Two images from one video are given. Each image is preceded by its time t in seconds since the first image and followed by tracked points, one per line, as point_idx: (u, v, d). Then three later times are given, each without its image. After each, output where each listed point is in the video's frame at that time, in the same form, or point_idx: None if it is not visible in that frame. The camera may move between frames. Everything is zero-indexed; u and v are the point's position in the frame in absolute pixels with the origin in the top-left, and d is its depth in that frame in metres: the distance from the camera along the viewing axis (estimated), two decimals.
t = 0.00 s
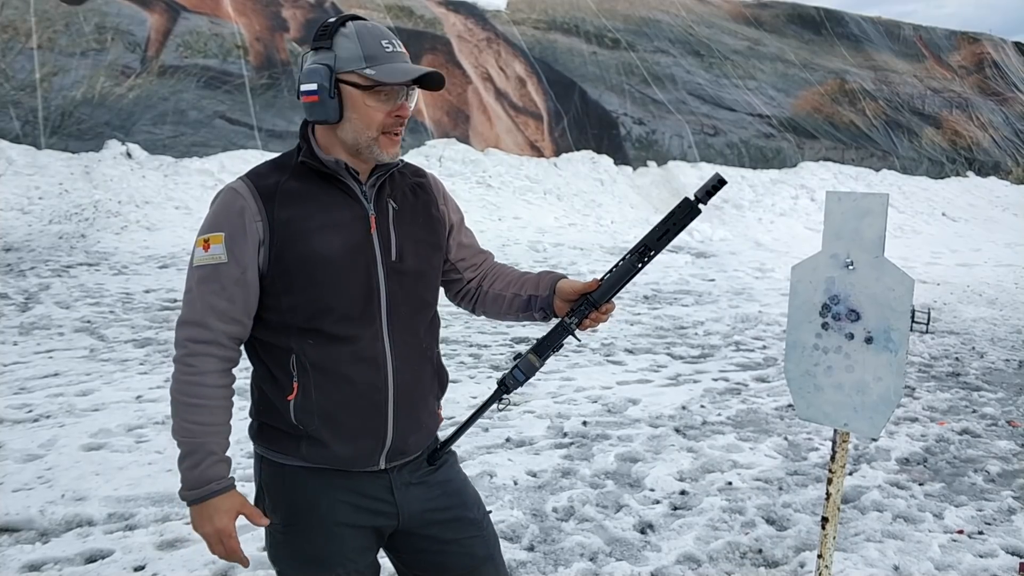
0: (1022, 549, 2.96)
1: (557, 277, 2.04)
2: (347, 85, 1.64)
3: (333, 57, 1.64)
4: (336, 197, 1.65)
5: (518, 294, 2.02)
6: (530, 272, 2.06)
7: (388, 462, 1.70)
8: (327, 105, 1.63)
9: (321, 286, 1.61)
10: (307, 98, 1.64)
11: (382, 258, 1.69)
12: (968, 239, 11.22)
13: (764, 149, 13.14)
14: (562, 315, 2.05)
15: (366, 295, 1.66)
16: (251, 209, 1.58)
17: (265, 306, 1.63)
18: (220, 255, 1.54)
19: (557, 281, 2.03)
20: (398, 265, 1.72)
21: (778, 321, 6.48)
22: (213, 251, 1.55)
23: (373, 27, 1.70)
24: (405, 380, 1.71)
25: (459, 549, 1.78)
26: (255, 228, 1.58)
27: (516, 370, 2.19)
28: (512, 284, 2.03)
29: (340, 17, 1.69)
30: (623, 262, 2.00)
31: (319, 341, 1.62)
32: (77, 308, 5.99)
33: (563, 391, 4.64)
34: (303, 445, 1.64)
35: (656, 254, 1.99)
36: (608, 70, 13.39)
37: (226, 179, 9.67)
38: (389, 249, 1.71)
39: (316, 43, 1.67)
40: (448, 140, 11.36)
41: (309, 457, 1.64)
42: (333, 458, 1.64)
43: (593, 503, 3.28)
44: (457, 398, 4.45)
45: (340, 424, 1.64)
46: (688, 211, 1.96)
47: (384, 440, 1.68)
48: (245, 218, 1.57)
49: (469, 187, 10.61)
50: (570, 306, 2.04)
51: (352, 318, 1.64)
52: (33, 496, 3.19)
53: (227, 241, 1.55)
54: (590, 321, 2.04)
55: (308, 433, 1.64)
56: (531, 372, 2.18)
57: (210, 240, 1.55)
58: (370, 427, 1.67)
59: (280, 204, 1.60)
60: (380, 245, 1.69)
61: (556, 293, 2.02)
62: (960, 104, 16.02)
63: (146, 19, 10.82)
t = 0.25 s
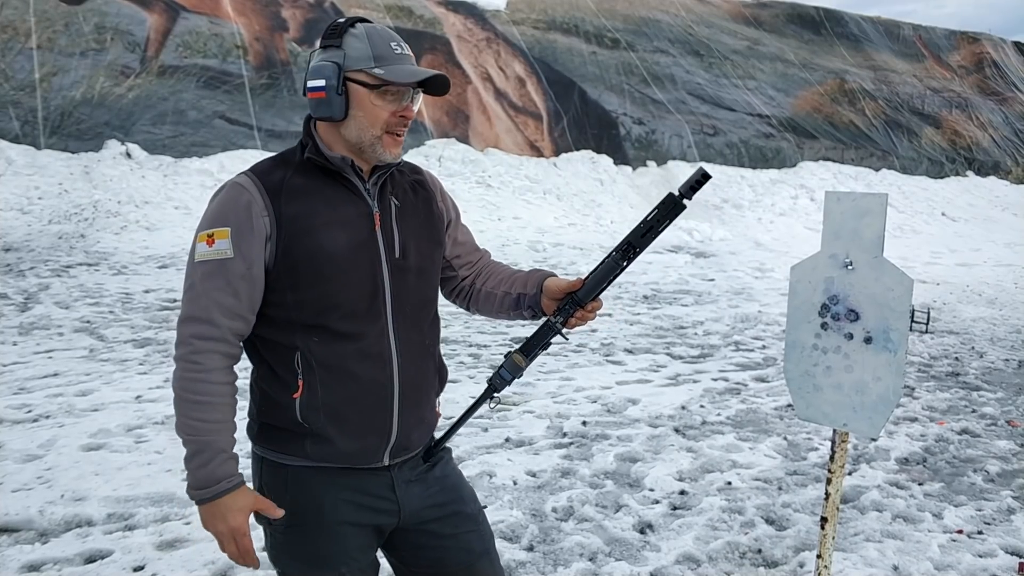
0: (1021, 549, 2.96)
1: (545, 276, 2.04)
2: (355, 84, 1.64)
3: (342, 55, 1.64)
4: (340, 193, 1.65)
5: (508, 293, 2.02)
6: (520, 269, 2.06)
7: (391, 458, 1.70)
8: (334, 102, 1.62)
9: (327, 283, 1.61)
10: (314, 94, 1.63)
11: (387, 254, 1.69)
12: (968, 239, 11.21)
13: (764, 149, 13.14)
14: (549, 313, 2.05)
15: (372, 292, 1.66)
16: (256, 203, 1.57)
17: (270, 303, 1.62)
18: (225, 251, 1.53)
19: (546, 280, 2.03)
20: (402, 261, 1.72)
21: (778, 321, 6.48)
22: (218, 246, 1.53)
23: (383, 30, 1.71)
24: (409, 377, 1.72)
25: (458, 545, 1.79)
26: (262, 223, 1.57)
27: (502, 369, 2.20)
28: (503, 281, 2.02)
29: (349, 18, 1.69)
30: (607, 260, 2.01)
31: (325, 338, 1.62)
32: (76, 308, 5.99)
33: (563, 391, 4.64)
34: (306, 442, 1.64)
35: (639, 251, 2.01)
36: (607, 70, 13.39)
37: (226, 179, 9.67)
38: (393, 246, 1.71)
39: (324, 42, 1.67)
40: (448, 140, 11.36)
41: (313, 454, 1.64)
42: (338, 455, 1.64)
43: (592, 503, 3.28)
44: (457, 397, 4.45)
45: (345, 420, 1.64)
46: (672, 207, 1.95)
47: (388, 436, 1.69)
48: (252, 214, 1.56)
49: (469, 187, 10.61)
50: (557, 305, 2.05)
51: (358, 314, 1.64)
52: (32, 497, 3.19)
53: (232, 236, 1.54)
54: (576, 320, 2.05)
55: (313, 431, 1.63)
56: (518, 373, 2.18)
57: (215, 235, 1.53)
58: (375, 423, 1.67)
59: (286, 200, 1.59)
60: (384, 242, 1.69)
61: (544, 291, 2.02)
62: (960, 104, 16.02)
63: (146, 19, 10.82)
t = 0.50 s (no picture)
0: (1021, 549, 2.96)
1: (543, 280, 2.03)
2: (351, 81, 1.63)
3: (341, 52, 1.64)
4: (341, 189, 1.65)
5: (505, 295, 2.01)
6: (518, 272, 2.05)
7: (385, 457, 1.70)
8: (329, 98, 1.62)
9: (329, 275, 1.59)
10: (310, 89, 1.62)
11: (387, 252, 1.69)
12: (968, 239, 11.21)
13: (764, 149, 13.13)
14: (545, 319, 2.04)
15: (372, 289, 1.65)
16: (264, 194, 1.55)
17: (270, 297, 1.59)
18: (237, 238, 1.48)
19: (544, 284, 2.02)
20: (402, 259, 1.72)
21: (778, 321, 6.48)
22: (228, 235, 1.48)
23: (385, 30, 1.71)
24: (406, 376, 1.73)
25: (450, 543, 1.80)
26: (269, 213, 1.54)
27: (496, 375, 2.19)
28: (501, 283, 2.02)
29: (352, 17, 1.69)
30: (605, 271, 2.01)
31: (326, 334, 1.61)
32: (76, 308, 5.99)
33: (562, 391, 4.64)
34: (301, 440, 1.62)
35: (638, 263, 2.02)
36: (607, 70, 13.39)
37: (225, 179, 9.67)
38: (393, 243, 1.71)
39: (325, 39, 1.67)
40: (448, 140, 11.36)
41: (308, 453, 1.62)
42: (335, 453, 1.63)
43: (592, 503, 3.28)
44: (456, 398, 4.45)
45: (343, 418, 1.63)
46: (672, 219, 1.95)
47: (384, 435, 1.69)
48: (260, 204, 1.53)
49: (469, 187, 10.61)
50: (554, 312, 2.04)
51: (359, 311, 1.63)
52: (32, 497, 3.19)
53: (243, 223, 1.49)
54: (571, 329, 2.06)
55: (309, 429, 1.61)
56: (511, 379, 2.18)
57: (224, 225, 1.49)
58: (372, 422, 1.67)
59: (292, 193, 1.57)
60: (384, 239, 1.69)
61: (541, 295, 2.01)
62: (960, 104, 16.02)
63: (146, 19, 10.82)
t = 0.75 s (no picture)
0: (1021, 549, 2.96)
1: (536, 281, 2.03)
2: (348, 81, 1.61)
3: (339, 53, 1.62)
4: (343, 190, 1.66)
5: (497, 297, 2.01)
6: (510, 275, 2.06)
7: (381, 458, 1.71)
8: (327, 99, 1.60)
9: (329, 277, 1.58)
10: (308, 89, 1.61)
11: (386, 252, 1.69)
12: (968, 238, 11.21)
13: (764, 149, 13.13)
14: (538, 320, 2.03)
15: (370, 288, 1.66)
16: (280, 189, 1.55)
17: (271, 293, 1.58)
18: (273, 213, 1.45)
19: (536, 285, 2.02)
20: (400, 261, 1.73)
21: (777, 321, 6.49)
22: (262, 212, 1.44)
23: (385, 32, 1.69)
24: (402, 377, 1.73)
25: (444, 544, 1.80)
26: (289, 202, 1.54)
27: (490, 377, 2.17)
28: (493, 286, 2.02)
29: (352, 20, 1.68)
30: (596, 271, 1.93)
31: (324, 333, 1.60)
32: (76, 309, 6.00)
33: (562, 391, 4.64)
34: (296, 440, 1.62)
35: (630, 262, 1.90)
36: (607, 70, 13.38)
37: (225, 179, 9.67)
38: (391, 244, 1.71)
39: (325, 40, 1.66)
40: (448, 140, 11.36)
41: (303, 452, 1.62)
42: (330, 453, 1.63)
43: (591, 504, 3.28)
44: (456, 398, 4.45)
45: (339, 418, 1.63)
46: (663, 219, 1.83)
47: (379, 436, 1.69)
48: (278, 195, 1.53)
49: (469, 187, 10.60)
50: (546, 312, 2.02)
51: (357, 310, 1.63)
52: (32, 497, 3.19)
53: (274, 204, 1.47)
54: (564, 329, 2.01)
55: (305, 429, 1.62)
56: (505, 381, 2.16)
57: (255, 206, 1.45)
58: (367, 422, 1.67)
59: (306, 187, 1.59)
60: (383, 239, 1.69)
61: (534, 297, 2.00)
62: (960, 104, 16.01)
63: (146, 19, 10.82)
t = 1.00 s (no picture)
0: (1021, 549, 2.96)
1: (538, 281, 2.03)
2: (328, 80, 1.62)
3: (321, 54, 1.64)
4: (341, 191, 1.66)
5: (499, 298, 2.01)
6: (511, 275, 2.05)
7: (386, 458, 1.71)
8: (308, 100, 1.64)
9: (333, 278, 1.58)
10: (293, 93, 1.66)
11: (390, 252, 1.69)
12: (968, 238, 11.21)
13: (764, 149, 13.13)
14: (541, 320, 2.02)
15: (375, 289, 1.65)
16: (281, 192, 1.55)
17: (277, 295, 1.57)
18: (274, 212, 1.44)
19: (538, 285, 2.02)
20: (403, 261, 1.73)
21: (777, 321, 6.49)
22: (260, 213, 1.44)
23: (372, 30, 1.67)
24: (405, 377, 1.73)
25: (448, 544, 1.81)
26: (290, 204, 1.54)
27: (492, 377, 2.17)
28: (495, 287, 2.02)
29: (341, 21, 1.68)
30: (599, 271, 1.94)
31: (328, 334, 1.59)
32: (76, 308, 6.00)
33: (562, 391, 4.64)
34: (302, 442, 1.62)
35: (633, 263, 1.94)
36: (607, 70, 13.38)
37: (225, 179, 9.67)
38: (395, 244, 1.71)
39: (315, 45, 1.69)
40: (448, 140, 11.37)
41: (309, 454, 1.62)
42: (336, 454, 1.63)
43: (591, 504, 3.28)
44: (456, 398, 4.45)
45: (343, 419, 1.63)
46: (665, 220, 1.87)
47: (384, 437, 1.69)
48: (282, 198, 1.53)
49: (469, 187, 10.60)
50: (549, 313, 2.01)
51: (362, 310, 1.63)
52: (31, 497, 3.19)
53: (274, 203, 1.47)
54: (566, 330, 2.02)
55: (310, 431, 1.61)
56: (507, 381, 2.16)
57: (255, 206, 1.44)
58: (372, 423, 1.67)
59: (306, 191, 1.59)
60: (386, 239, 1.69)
61: (536, 296, 2.00)
62: (960, 104, 16.02)
63: (146, 19, 10.82)
